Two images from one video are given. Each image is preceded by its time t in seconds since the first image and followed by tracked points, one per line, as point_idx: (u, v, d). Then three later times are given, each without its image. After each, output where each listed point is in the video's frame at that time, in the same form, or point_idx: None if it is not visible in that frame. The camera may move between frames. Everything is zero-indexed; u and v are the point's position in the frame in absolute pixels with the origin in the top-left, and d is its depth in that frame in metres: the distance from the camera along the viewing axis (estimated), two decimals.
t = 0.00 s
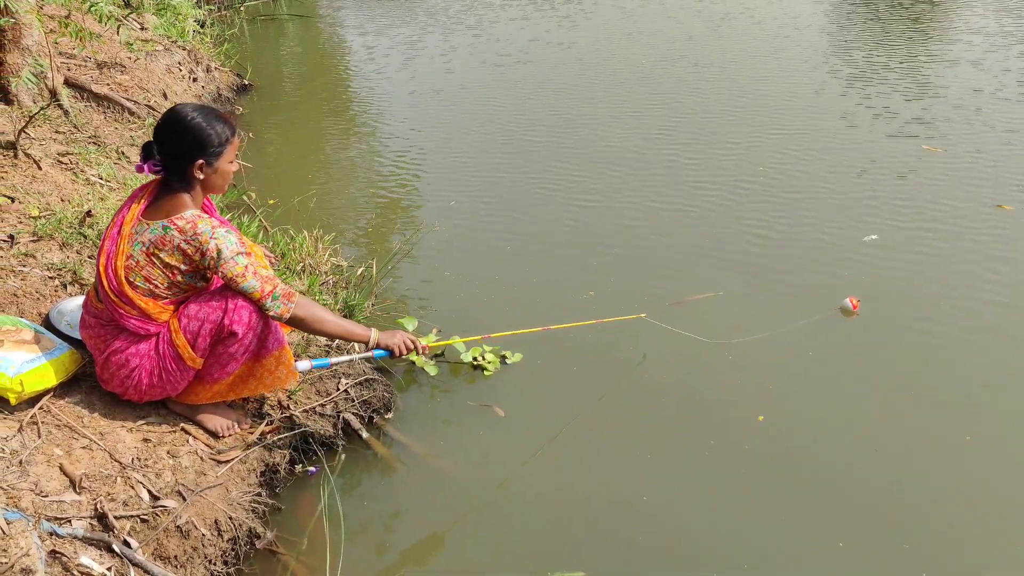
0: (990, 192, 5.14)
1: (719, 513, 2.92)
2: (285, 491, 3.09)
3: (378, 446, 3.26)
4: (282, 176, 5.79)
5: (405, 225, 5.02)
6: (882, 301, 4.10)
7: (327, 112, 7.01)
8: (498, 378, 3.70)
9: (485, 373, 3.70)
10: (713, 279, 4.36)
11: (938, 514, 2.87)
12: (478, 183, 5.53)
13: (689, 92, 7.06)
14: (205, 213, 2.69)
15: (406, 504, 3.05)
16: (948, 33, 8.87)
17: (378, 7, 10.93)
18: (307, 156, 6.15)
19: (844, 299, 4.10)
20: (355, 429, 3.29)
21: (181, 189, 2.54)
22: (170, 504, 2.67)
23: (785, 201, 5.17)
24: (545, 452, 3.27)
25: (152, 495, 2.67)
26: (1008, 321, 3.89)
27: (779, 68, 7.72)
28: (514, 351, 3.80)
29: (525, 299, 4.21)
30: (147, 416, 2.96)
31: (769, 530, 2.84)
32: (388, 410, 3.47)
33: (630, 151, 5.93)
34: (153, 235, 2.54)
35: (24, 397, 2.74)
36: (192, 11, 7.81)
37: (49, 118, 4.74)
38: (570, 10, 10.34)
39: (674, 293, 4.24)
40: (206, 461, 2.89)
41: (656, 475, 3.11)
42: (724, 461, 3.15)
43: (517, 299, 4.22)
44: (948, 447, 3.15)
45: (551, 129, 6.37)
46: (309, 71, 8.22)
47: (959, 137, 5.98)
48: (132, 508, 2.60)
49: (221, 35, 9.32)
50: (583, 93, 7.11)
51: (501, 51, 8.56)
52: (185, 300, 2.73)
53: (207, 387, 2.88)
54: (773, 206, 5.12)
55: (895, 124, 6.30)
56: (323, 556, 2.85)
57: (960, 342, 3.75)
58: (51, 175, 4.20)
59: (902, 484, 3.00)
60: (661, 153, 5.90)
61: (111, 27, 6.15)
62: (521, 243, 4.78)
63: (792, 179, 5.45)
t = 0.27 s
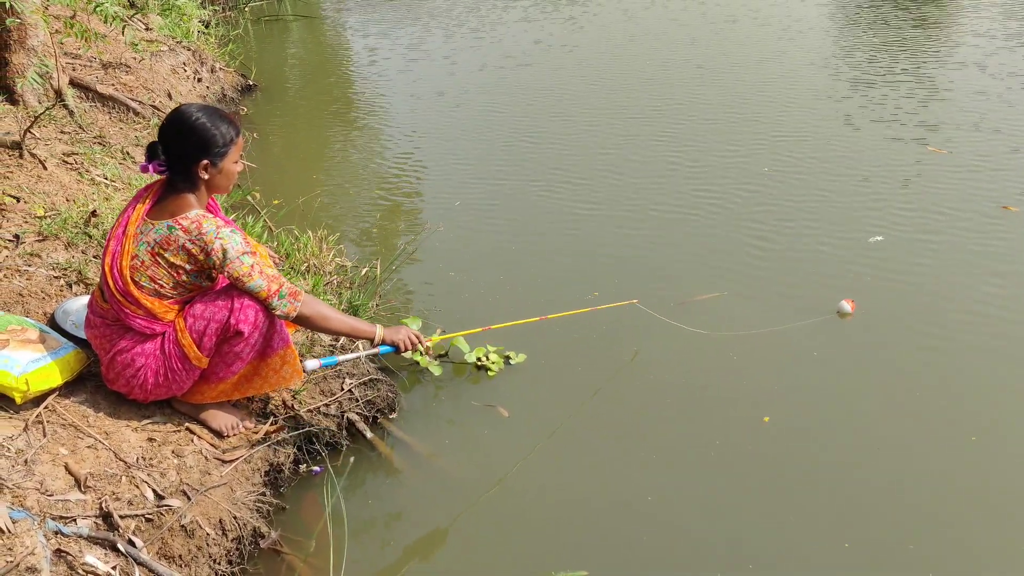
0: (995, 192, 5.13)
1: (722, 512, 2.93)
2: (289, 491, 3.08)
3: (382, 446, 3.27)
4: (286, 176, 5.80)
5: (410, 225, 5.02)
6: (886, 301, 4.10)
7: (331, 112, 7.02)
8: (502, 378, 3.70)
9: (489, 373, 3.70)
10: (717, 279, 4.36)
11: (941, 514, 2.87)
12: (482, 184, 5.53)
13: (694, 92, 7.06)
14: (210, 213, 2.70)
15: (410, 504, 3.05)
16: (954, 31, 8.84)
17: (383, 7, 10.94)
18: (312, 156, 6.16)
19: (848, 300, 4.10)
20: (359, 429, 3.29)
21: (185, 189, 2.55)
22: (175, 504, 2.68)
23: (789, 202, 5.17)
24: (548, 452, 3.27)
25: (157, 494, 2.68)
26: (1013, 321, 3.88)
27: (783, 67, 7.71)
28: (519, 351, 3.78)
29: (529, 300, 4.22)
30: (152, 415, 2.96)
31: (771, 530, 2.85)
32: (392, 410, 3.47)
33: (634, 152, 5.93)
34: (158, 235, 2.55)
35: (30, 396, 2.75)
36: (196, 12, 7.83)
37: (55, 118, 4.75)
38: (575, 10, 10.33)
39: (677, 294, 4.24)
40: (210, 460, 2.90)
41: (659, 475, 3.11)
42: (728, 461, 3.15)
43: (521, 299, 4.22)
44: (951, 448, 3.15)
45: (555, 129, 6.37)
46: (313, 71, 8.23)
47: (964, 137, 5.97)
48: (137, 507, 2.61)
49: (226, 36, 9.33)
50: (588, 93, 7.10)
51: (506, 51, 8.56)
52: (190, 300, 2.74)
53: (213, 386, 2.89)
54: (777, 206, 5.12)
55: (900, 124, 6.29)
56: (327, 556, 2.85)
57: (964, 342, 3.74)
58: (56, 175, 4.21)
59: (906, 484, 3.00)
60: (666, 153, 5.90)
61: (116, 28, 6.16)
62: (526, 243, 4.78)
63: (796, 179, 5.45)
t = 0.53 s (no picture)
0: (1000, 193, 5.12)
1: (725, 512, 2.93)
2: (294, 490, 3.10)
3: (386, 446, 3.27)
4: (291, 176, 5.82)
5: (414, 225, 5.03)
6: (890, 302, 4.09)
7: (336, 112, 7.02)
8: (505, 378, 3.70)
9: (493, 373, 3.70)
10: (721, 280, 4.36)
11: (944, 515, 2.87)
12: (486, 184, 5.54)
13: (699, 92, 7.05)
14: (216, 212, 2.70)
15: (414, 504, 3.05)
16: (960, 30, 8.82)
17: (387, 7, 10.94)
18: (316, 156, 6.17)
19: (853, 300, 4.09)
20: (364, 429, 3.30)
21: (191, 188, 2.55)
22: (180, 503, 2.68)
23: (794, 202, 5.16)
24: (552, 452, 3.27)
25: (162, 493, 2.69)
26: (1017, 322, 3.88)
27: (788, 67, 7.70)
28: (523, 351, 3.79)
29: (533, 300, 4.22)
30: (157, 414, 2.97)
31: (776, 530, 2.85)
32: (396, 410, 3.47)
33: (639, 152, 5.93)
34: (164, 234, 2.56)
35: (35, 396, 2.76)
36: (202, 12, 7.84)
37: (61, 118, 4.77)
38: (579, 9, 10.32)
39: (681, 294, 4.24)
40: (215, 459, 2.90)
41: (663, 474, 3.11)
42: (731, 461, 3.16)
43: (525, 299, 4.23)
44: (955, 449, 3.15)
45: (559, 129, 6.37)
46: (318, 71, 8.24)
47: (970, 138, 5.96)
48: (142, 506, 2.62)
49: (231, 36, 9.35)
50: (592, 93, 7.10)
51: (511, 50, 8.56)
52: (196, 299, 2.75)
53: (218, 385, 2.90)
54: (781, 207, 5.12)
55: (905, 124, 6.28)
56: (332, 555, 2.86)
57: (969, 343, 3.74)
58: (62, 174, 4.22)
59: (909, 485, 3.00)
60: (671, 153, 5.89)
61: (121, 28, 6.17)
62: (530, 243, 4.78)
63: (801, 180, 5.44)
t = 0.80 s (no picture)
0: (1005, 196, 5.12)
1: (728, 513, 2.93)
2: (298, 490, 3.11)
3: (390, 446, 3.28)
4: (295, 177, 5.83)
5: (417, 226, 5.03)
6: (895, 304, 4.09)
7: (340, 113, 7.03)
8: (509, 378, 3.71)
9: (497, 374, 3.72)
10: (724, 281, 4.36)
11: (949, 516, 2.87)
12: (490, 185, 5.54)
13: (703, 93, 7.05)
14: (221, 213, 2.71)
15: (417, 504, 3.06)
16: (965, 33, 8.81)
17: (392, 8, 10.96)
18: (320, 157, 6.18)
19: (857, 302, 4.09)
20: (367, 429, 3.30)
21: (197, 189, 2.56)
22: (184, 502, 2.69)
23: (798, 204, 5.17)
24: (556, 452, 3.28)
25: (166, 493, 2.69)
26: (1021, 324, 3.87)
27: (793, 69, 7.70)
28: (527, 352, 3.80)
29: (536, 300, 4.23)
30: (161, 414, 2.98)
31: (779, 531, 2.85)
32: (400, 410, 3.48)
33: (643, 153, 5.93)
34: (169, 235, 2.56)
35: (40, 395, 2.76)
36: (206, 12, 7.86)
37: (66, 118, 4.78)
38: (584, 11, 10.33)
39: (685, 295, 4.24)
40: (219, 459, 2.91)
41: (666, 474, 3.12)
42: (735, 461, 3.16)
43: (528, 300, 4.23)
44: (960, 451, 3.14)
45: (563, 130, 6.38)
46: (322, 72, 8.25)
47: (974, 140, 5.95)
48: (146, 506, 2.62)
49: (236, 36, 9.37)
50: (596, 95, 7.11)
51: (515, 52, 8.57)
52: (201, 299, 2.76)
53: (223, 385, 2.91)
54: (785, 208, 5.12)
55: (910, 126, 6.28)
56: (336, 555, 2.86)
57: (973, 345, 3.74)
58: (67, 174, 4.23)
59: (913, 486, 3.00)
60: (675, 154, 5.89)
61: (126, 28, 6.19)
62: (533, 244, 4.79)
63: (805, 181, 5.44)
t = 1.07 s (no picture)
0: (1007, 198, 5.11)
1: (731, 514, 2.93)
2: (300, 491, 3.11)
3: (392, 446, 3.28)
4: (298, 178, 5.83)
5: (419, 227, 5.04)
6: (898, 305, 4.09)
7: (342, 115, 7.04)
8: (510, 380, 3.71)
9: (499, 375, 3.72)
10: (726, 283, 4.36)
11: (953, 517, 2.87)
12: (492, 186, 5.54)
13: (705, 95, 7.05)
14: (224, 214, 2.71)
15: (419, 505, 3.06)
16: (967, 35, 8.81)
17: (394, 10, 10.97)
18: (322, 159, 6.19)
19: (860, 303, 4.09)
20: (369, 430, 3.30)
21: (200, 190, 2.56)
22: (186, 504, 2.69)
23: (800, 205, 5.16)
24: (559, 453, 3.28)
25: (168, 493, 2.70)
26: None
27: (795, 71, 7.70)
28: (528, 353, 3.80)
29: (538, 302, 4.23)
30: (163, 415, 2.99)
31: (781, 532, 2.85)
32: (402, 411, 3.48)
33: (645, 155, 5.94)
34: (172, 236, 2.57)
35: (43, 396, 2.77)
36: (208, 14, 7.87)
37: (68, 120, 4.79)
38: (585, 13, 10.34)
39: (687, 296, 4.24)
40: (221, 460, 2.92)
41: (668, 475, 3.12)
42: (739, 462, 3.16)
43: (530, 301, 4.23)
44: (963, 452, 3.14)
45: (565, 132, 6.38)
46: (324, 73, 8.26)
47: (977, 142, 5.95)
48: (148, 507, 2.63)
49: (238, 38, 9.37)
50: (598, 96, 7.11)
51: (517, 54, 8.58)
52: (203, 300, 2.76)
53: (225, 386, 2.91)
54: (788, 210, 5.12)
55: (912, 128, 6.28)
56: (338, 555, 2.87)
57: (975, 346, 3.73)
58: (69, 176, 4.24)
59: (917, 487, 3.00)
60: (677, 156, 5.90)
61: (128, 30, 6.20)
62: (535, 245, 4.79)
63: (808, 183, 5.44)
